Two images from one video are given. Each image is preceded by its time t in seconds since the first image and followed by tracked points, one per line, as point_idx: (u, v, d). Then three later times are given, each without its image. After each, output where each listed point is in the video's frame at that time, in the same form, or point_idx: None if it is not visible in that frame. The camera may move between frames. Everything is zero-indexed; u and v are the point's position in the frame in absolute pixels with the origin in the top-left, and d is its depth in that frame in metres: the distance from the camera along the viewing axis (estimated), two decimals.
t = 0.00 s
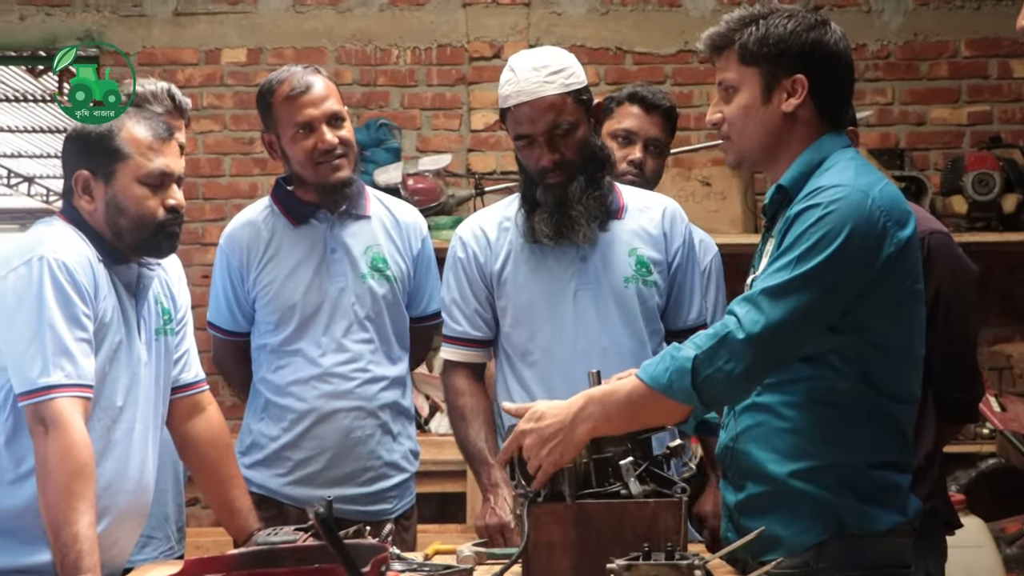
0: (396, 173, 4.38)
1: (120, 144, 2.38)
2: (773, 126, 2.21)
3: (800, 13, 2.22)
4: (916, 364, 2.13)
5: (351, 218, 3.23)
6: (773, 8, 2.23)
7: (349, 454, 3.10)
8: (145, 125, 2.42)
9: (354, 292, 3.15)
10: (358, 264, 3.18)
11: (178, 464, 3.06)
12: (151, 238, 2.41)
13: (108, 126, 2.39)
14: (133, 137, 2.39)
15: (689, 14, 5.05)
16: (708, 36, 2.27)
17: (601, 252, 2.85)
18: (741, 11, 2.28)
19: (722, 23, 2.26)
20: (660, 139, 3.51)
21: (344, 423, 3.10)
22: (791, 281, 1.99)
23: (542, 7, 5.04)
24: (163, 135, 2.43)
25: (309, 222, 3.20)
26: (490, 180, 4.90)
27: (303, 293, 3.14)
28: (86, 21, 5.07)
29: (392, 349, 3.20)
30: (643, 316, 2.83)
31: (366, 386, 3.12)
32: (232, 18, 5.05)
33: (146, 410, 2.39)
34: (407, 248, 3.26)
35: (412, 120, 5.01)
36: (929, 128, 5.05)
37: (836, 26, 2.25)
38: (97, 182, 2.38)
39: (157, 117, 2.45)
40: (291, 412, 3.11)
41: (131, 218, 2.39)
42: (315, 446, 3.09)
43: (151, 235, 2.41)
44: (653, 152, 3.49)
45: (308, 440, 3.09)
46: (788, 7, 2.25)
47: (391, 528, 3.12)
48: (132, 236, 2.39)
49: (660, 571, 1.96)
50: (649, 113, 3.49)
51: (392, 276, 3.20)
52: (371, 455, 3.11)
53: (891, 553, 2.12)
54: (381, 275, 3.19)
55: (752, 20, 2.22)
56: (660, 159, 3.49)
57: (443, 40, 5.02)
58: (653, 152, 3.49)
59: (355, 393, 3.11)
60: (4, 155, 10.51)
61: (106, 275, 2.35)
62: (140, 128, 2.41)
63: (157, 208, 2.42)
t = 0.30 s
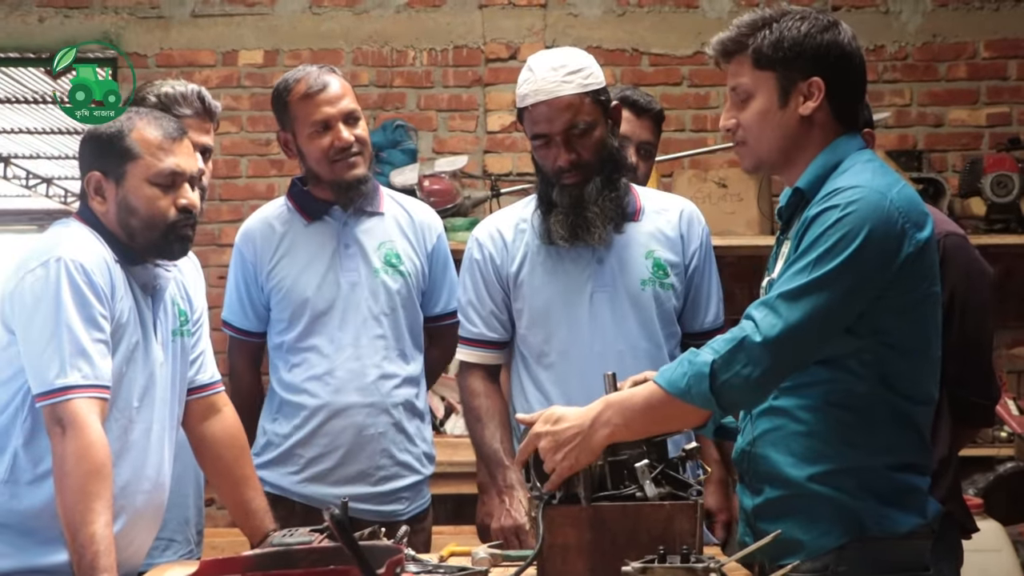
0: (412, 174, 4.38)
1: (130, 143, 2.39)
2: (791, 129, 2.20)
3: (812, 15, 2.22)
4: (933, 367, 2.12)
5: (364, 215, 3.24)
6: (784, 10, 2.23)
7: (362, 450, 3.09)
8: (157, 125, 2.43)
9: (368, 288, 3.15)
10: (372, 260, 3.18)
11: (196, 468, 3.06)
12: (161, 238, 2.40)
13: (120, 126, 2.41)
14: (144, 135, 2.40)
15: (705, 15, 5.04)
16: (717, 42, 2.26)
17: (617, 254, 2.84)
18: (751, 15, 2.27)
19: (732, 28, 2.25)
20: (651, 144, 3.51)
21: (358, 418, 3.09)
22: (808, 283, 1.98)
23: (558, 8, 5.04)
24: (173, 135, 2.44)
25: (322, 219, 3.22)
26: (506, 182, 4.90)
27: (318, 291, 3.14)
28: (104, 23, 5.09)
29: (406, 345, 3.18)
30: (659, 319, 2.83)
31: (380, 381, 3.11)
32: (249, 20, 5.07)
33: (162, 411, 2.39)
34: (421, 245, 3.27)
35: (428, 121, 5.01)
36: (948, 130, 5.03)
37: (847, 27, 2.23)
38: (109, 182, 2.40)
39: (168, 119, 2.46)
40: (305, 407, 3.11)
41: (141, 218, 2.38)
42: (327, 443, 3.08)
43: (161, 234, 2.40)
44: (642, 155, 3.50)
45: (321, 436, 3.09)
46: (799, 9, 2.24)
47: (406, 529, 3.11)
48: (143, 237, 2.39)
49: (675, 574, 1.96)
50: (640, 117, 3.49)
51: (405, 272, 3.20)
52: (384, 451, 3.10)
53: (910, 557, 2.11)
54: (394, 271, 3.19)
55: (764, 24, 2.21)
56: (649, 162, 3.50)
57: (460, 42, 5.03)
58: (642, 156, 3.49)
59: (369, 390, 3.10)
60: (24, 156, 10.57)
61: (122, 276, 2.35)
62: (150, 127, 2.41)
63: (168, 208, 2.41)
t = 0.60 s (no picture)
0: (429, 175, 4.38)
1: (144, 148, 2.40)
2: (827, 134, 2.21)
3: (824, 17, 2.23)
4: (956, 369, 2.11)
5: (377, 214, 3.26)
6: (796, 16, 2.24)
7: (378, 448, 3.09)
8: (169, 129, 2.44)
9: (384, 285, 3.16)
10: (386, 258, 3.19)
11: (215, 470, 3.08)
12: (176, 243, 2.41)
13: (135, 129, 2.41)
14: (158, 140, 2.41)
15: (722, 15, 5.03)
16: (733, 55, 2.25)
17: (635, 255, 2.83)
18: (761, 26, 2.27)
19: (745, 43, 2.25)
20: (665, 142, 3.50)
21: (374, 416, 3.08)
22: (831, 283, 1.98)
23: (575, 9, 5.04)
24: (186, 139, 2.44)
25: (335, 219, 3.23)
26: (522, 183, 4.90)
27: (334, 290, 3.15)
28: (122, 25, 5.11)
29: (421, 343, 3.18)
30: (677, 320, 2.82)
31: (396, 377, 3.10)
32: (266, 21, 5.08)
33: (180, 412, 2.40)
34: (434, 243, 3.28)
35: (445, 122, 5.01)
36: (967, 129, 5.00)
37: (857, 25, 2.26)
38: (122, 187, 2.41)
39: (182, 123, 2.47)
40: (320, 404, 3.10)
41: (155, 223, 2.39)
42: (343, 441, 3.08)
43: (177, 239, 2.41)
44: (657, 155, 3.48)
45: (337, 434, 3.09)
46: (808, 12, 2.26)
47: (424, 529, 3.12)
48: (157, 242, 2.39)
49: None
50: (654, 116, 3.49)
51: (419, 270, 3.21)
52: (400, 449, 3.10)
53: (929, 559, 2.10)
54: (408, 268, 3.20)
55: (780, 34, 2.22)
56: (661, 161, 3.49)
57: (476, 43, 5.03)
58: (656, 154, 3.48)
59: (386, 387, 3.10)
60: (43, 159, 10.62)
61: (139, 278, 2.36)
62: (162, 133, 2.42)
63: (182, 212, 2.42)
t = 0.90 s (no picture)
0: (446, 175, 4.38)
1: (153, 158, 2.39)
2: (843, 134, 2.21)
3: (839, 17, 2.22)
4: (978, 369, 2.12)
5: (389, 213, 3.26)
6: (810, 17, 2.24)
7: (401, 445, 3.10)
8: (181, 139, 2.40)
9: (401, 283, 3.16)
10: (402, 255, 3.19)
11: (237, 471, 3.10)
12: (184, 253, 2.39)
13: (145, 137, 2.40)
14: (166, 150, 2.39)
15: (740, 14, 5.02)
16: (747, 58, 2.26)
17: (653, 255, 2.83)
18: (775, 26, 2.27)
19: (759, 45, 2.25)
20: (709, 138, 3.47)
21: (398, 413, 3.10)
22: (907, 298, 1.97)
23: (592, 8, 5.03)
24: (191, 152, 2.40)
25: (349, 219, 3.24)
26: (540, 182, 4.89)
27: (354, 288, 3.15)
28: (141, 26, 5.13)
29: (439, 340, 3.18)
30: (695, 320, 2.82)
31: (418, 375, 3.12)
32: (284, 22, 5.09)
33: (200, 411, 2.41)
34: (448, 241, 3.29)
35: (463, 122, 5.01)
36: (987, 128, 4.97)
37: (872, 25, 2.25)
38: (131, 195, 2.41)
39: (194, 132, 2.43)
40: (340, 402, 3.10)
41: (162, 235, 2.38)
42: (364, 439, 3.09)
43: (184, 249, 2.39)
44: (697, 150, 3.46)
45: (359, 432, 3.09)
46: (823, 12, 2.26)
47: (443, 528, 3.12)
48: (166, 252, 2.39)
49: None
50: (694, 111, 3.47)
51: (433, 268, 3.22)
52: (422, 446, 3.11)
53: (947, 560, 2.09)
54: (423, 267, 3.20)
55: (795, 34, 2.22)
56: (703, 156, 3.47)
57: (494, 42, 5.03)
58: (698, 151, 3.46)
59: (408, 383, 3.11)
60: (63, 159, 10.68)
61: (153, 278, 2.37)
62: (170, 141, 2.40)
63: (189, 225, 2.40)
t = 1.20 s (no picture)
0: (464, 175, 4.39)
1: (170, 161, 2.39)
2: (860, 134, 2.23)
3: (866, 16, 2.25)
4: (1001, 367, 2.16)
5: (406, 214, 3.27)
6: (837, 13, 2.26)
7: (422, 444, 3.10)
8: (196, 141, 2.41)
9: (419, 282, 3.17)
10: (420, 255, 3.20)
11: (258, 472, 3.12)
12: (202, 254, 2.40)
13: (164, 139, 2.41)
14: (183, 153, 2.40)
15: (759, 13, 5.00)
16: (771, 50, 2.27)
17: (672, 256, 2.82)
18: (802, 19, 2.29)
19: (784, 36, 2.27)
20: (759, 137, 3.45)
21: (420, 412, 3.10)
22: (937, 302, 2.00)
23: (610, 7, 5.03)
24: (209, 156, 2.40)
25: (367, 220, 3.24)
26: (558, 182, 4.89)
27: (373, 288, 3.16)
28: (161, 27, 5.15)
29: (459, 340, 3.18)
30: (713, 320, 2.81)
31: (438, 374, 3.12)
32: (303, 22, 5.10)
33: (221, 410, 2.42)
34: (467, 240, 3.29)
35: (481, 122, 5.01)
36: (1008, 127, 4.94)
37: (898, 25, 2.28)
38: (149, 199, 2.42)
39: (212, 132, 2.43)
40: (361, 402, 3.11)
41: (180, 238, 2.39)
42: (386, 438, 3.09)
43: (202, 251, 2.40)
44: (747, 149, 3.43)
45: (380, 431, 3.09)
46: (850, 9, 2.28)
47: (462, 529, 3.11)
48: (186, 254, 2.40)
49: None
50: (744, 108, 3.45)
51: (451, 266, 3.22)
52: (442, 446, 3.11)
53: (972, 561, 2.10)
54: (441, 266, 3.20)
55: (821, 30, 2.24)
56: (755, 155, 3.43)
57: (512, 42, 5.03)
58: (748, 150, 3.43)
59: (429, 380, 3.11)
60: (83, 159, 10.74)
61: (172, 277, 2.38)
62: (188, 143, 2.40)
63: (207, 228, 2.40)
